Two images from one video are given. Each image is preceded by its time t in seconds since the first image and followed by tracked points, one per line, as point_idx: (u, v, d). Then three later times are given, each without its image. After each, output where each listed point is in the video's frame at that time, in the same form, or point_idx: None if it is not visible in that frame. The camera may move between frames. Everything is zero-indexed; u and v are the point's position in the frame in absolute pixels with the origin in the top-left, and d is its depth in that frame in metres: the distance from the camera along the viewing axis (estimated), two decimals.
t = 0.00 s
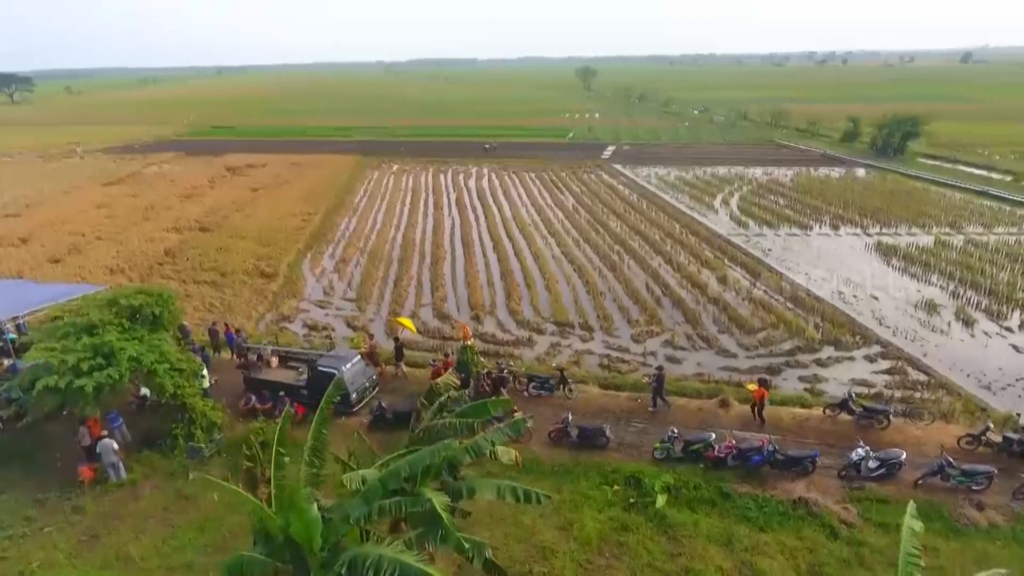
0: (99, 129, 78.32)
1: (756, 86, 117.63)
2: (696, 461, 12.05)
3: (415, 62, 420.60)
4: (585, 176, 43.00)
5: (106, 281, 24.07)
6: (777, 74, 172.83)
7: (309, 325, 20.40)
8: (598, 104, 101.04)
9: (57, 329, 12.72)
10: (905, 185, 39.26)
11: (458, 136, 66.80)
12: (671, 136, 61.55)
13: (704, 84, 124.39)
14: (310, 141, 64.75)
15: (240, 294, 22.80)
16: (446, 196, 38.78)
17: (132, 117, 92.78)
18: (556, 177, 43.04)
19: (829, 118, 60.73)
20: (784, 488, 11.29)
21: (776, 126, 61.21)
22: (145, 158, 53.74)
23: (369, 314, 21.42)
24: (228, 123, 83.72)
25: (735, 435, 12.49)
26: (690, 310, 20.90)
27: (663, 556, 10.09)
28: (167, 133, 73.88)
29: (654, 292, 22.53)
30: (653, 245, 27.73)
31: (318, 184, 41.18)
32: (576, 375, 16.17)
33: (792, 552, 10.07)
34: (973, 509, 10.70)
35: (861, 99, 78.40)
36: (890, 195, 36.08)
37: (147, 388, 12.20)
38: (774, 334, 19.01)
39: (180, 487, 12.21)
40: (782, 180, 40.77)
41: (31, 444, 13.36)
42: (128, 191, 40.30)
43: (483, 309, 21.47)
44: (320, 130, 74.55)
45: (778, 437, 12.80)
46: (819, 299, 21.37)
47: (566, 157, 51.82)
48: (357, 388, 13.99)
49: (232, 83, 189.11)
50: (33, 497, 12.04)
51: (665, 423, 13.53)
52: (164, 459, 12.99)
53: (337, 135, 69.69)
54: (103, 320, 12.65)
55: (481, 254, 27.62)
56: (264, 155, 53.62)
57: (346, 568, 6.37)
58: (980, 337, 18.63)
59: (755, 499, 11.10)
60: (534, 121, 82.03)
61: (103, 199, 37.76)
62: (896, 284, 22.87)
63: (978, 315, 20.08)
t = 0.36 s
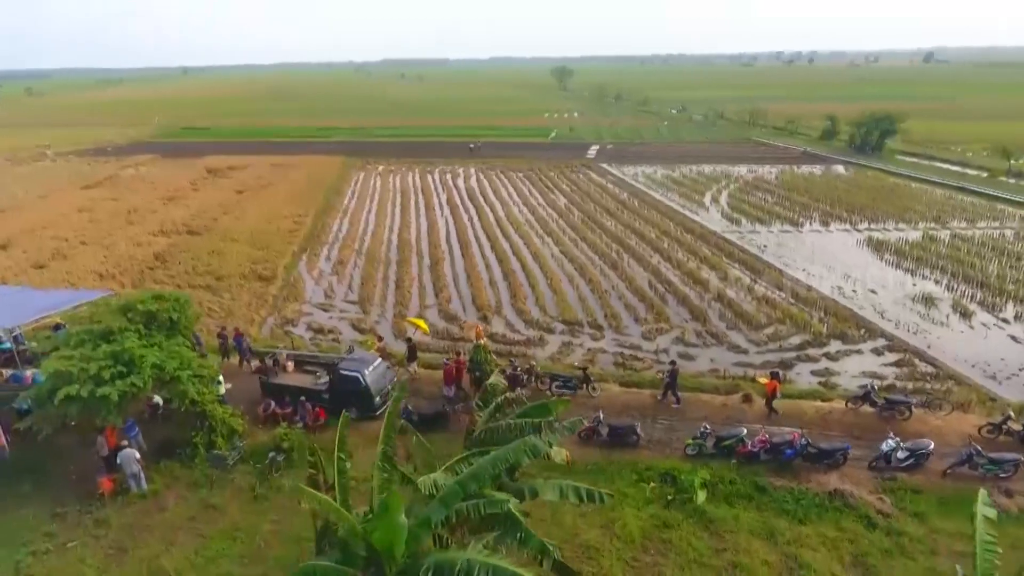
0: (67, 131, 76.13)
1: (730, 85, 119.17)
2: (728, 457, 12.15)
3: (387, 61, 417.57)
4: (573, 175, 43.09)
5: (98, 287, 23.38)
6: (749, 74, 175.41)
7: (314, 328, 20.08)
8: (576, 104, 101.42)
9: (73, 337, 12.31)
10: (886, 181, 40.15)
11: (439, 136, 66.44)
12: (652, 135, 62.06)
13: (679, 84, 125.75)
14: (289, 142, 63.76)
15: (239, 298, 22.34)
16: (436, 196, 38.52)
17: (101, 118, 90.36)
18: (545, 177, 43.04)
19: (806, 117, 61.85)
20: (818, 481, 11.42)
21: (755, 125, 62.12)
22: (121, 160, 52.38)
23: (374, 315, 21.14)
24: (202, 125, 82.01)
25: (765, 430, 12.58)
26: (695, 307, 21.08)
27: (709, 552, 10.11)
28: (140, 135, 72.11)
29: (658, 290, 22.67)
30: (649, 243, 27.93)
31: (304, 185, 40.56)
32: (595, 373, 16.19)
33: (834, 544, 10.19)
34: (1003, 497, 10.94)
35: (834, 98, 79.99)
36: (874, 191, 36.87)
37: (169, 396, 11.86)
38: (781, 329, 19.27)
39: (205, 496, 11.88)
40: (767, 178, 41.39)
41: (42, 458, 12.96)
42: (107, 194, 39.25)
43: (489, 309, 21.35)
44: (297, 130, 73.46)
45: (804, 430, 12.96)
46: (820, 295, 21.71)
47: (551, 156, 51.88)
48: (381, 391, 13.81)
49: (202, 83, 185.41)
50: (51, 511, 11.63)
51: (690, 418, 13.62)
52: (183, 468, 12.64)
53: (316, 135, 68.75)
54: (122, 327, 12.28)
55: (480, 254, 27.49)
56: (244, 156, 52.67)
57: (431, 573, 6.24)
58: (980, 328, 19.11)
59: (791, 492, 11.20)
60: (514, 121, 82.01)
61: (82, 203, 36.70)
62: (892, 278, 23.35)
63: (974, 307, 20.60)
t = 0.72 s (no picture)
0: (39, 132, 74.11)
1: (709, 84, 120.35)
2: (760, 451, 12.25)
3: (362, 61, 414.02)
4: (565, 175, 43.14)
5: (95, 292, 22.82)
6: (726, 73, 177.49)
7: (322, 330, 19.78)
8: (558, 103, 101.57)
9: (94, 341, 11.99)
10: (872, 177, 40.88)
11: (425, 136, 66.05)
12: (638, 134, 62.41)
13: (658, 83, 126.58)
14: (273, 142, 62.88)
15: (242, 300, 21.97)
16: (430, 197, 38.29)
17: (74, 119, 88.18)
18: (536, 176, 43.03)
19: (788, 115, 62.73)
20: (852, 473, 11.56)
21: (739, 123, 62.82)
22: (101, 162, 51.19)
23: (382, 316, 20.90)
24: (181, 126, 80.46)
25: (795, 424, 12.71)
26: (703, 303, 21.24)
27: (754, 546, 10.16)
28: (116, 136, 70.54)
29: (664, 287, 22.79)
30: (649, 240, 28.07)
31: (295, 186, 40.03)
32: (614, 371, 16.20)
33: (875, 535, 10.31)
34: None
35: (813, 96, 81.23)
36: (862, 188, 37.51)
37: (197, 401, 11.58)
38: (790, 325, 19.50)
39: (235, 503, 11.64)
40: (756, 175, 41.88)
41: (59, 470, 12.64)
42: (91, 196, 38.32)
43: (498, 308, 21.26)
44: (279, 131, 72.45)
45: (830, 423, 13.12)
46: (824, 290, 22.01)
47: (541, 155, 51.87)
48: (407, 392, 13.68)
49: (175, 83, 182.07)
50: (76, 523, 11.33)
51: (717, 414, 13.70)
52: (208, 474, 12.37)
53: (299, 136, 67.88)
54: (146, 331, 12.00)
55: (481, 253, 27.37)
56: (229, 157, 51.83)
57: None
58: (982, 320, 19.54)
59: (826, 485, 11.32)
60: (498, 120, 81.87)
61: (66, 206, 35.79)
62: (891, 273, 23.76)
63: (974, 300, 21.03)
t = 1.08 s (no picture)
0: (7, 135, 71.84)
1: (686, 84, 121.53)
2: (793, 445, 12.36)
3: (336, 60, 409.69)
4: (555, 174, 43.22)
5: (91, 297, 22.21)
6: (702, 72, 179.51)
7: (331, 332, 19.47)
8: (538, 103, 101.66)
9: (119, 348, 11.63)
10: (857, 174, 41.68)
11: (409, 137, 65.57)
12: (623, 133, 62.77)
13: (635, 83, 127.47)
14: (254, 144, 61.88)
15: (245, 304, 21.54)
16: (422, 197, 38.01)
17: (42, 121, 85.67)
18: (527, 176, 43.01)
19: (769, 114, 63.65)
20: (886, 465, 11.73)
21: (722, 123, 63.55)
22: (78, 165, 49.88)
23: (391, 319, 20.65)
24: (156, 127, 78.78)
25: (825, 418, 12.87)
26: (710, 299, 21.41)
27: (800, 539, 10.25)
28: (89, 138, 68.71)
29: (670, 284, 22.92)
30: (649, 238, 28.22)
31: (284, 187, 39.44)
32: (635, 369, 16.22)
33: (915, 524, 10.49)
34: None
35: (790, 95, 82.54)
36: (849, 184, 38.21)
37: (229, 408, 11.31)
38: (799, 320, 19.75)
39: (269, 511, 11.39)
40: (744, 173, 42.39)
41: (80, 482, 12.21)
42: (72, 200, 37.27)
43: (508, 307, 21.18)
44: (259, 132, 71.33)
45: (857, 416, 13.31)
46: (827, 285, 22.33)
47: (528, 155, 51.93)
48: (435, 394, 13.56)
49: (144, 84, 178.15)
50: (105, 535, 10.97)
51: (744, 409, 13.81)
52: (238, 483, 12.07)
53: (281, 137, 66.91)
54: (174, 337, 11.68)
55: (482, 253, 27.24)
56: (212, 159, 50.88)
57: None
58: (983, 313, 20.02)
59: (863, 477, 11.47)
60: (480, 120, 81.69)
61: (47, 210, 34.75)
62: (889, 267, 24.21)
63: (973, 293, 21.53)
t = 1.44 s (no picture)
0: None
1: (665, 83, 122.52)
2: (827, 439, 12.50)
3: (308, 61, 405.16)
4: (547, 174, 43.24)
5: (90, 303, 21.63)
6: (678, 72, 181.22)
7: (344, 336, 19.18)
8: (519, 103, 101.61)
9: (151, 354, 11.31)
10: (844, 172, 42.38)
11: (394, 137, 65.05)
12: (608, 133, 63.07)
13: (614, 82, 128.16)
14: (236, 145, 60.86)
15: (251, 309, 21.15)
16: (416, 198, 37.72)
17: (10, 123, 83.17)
18: (519, 176, 42.96)
19: (752, 113, 64.46)
20: (922, 457, 11.93)
21: (706, 122, 64.18)
22: (56, 168, 48.54)
23: (403, 321, 20.41)
24: (132, 128, 77.05)
25: (857, 412, 13.04)
26: (720, 296, 21.60)
27: (849, 532, 10.37)
28: (64, 141, 66.96)
29: (678, 282, 23.05)
30: (650, 237, 28.37)
31: (275, 189, 38.84)
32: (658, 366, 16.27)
33: (958, 514, 10.67)
34: None
35: (769, 94, 83.69)
36: (837, 181, 38.85)
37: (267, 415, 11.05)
38: (810, 316, 20.00)
39: (309, 519, 11.16)
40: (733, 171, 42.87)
41: (107, 494, 11.84)
42: (55, 204, 36.26)
43: (520, 307, 21.09)
44: (240, 133, 70.20)
45: (885, 408, 13.52)
46: (832, 281, 22.67)
47: (517, 155, 51.88)
48: (467, 396, 13.42)
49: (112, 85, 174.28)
50: (140, 549, 10.64)
51: (774, 405, 13.93)
52: (272, 490, 11.81)
53: (263, 138, 65.89)
54: (208, 343, 11.39)
55: (486, 254, 27.10)
56: (195, 161, 49.93)
57: (720, 574, 6.04)
58: (985, 306, 20.49)
59: (901, 469, 11.64)
60: (463, 120, 81.41)
61: (31, 214, 33.77)
62: (889, 262, 24.64)
63: (973, 286, 22.02)
